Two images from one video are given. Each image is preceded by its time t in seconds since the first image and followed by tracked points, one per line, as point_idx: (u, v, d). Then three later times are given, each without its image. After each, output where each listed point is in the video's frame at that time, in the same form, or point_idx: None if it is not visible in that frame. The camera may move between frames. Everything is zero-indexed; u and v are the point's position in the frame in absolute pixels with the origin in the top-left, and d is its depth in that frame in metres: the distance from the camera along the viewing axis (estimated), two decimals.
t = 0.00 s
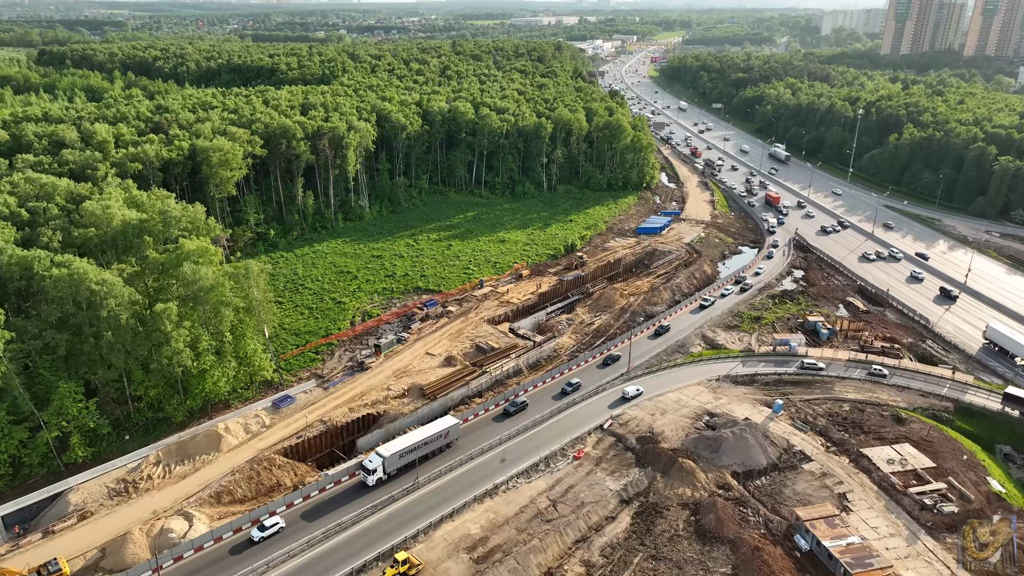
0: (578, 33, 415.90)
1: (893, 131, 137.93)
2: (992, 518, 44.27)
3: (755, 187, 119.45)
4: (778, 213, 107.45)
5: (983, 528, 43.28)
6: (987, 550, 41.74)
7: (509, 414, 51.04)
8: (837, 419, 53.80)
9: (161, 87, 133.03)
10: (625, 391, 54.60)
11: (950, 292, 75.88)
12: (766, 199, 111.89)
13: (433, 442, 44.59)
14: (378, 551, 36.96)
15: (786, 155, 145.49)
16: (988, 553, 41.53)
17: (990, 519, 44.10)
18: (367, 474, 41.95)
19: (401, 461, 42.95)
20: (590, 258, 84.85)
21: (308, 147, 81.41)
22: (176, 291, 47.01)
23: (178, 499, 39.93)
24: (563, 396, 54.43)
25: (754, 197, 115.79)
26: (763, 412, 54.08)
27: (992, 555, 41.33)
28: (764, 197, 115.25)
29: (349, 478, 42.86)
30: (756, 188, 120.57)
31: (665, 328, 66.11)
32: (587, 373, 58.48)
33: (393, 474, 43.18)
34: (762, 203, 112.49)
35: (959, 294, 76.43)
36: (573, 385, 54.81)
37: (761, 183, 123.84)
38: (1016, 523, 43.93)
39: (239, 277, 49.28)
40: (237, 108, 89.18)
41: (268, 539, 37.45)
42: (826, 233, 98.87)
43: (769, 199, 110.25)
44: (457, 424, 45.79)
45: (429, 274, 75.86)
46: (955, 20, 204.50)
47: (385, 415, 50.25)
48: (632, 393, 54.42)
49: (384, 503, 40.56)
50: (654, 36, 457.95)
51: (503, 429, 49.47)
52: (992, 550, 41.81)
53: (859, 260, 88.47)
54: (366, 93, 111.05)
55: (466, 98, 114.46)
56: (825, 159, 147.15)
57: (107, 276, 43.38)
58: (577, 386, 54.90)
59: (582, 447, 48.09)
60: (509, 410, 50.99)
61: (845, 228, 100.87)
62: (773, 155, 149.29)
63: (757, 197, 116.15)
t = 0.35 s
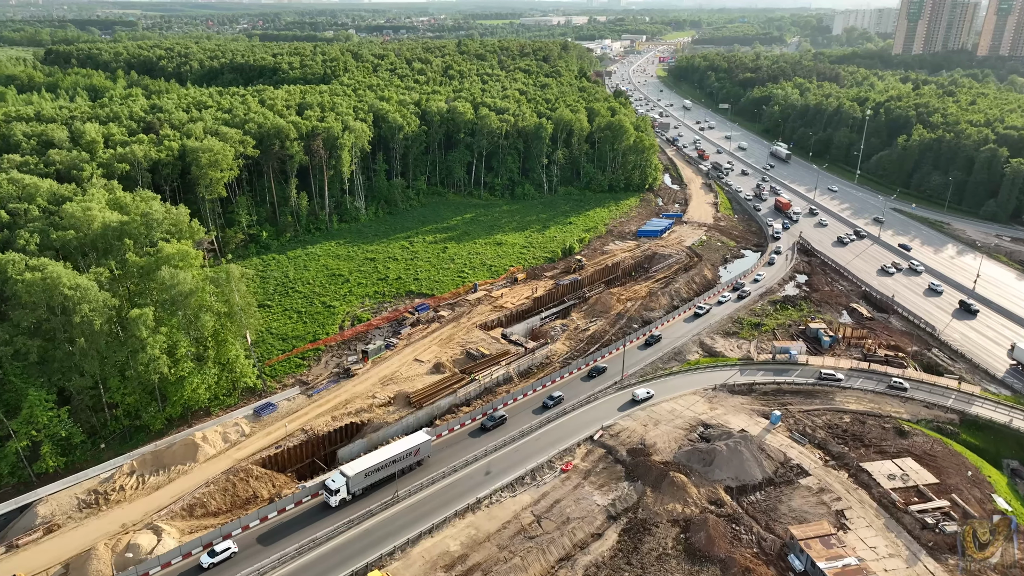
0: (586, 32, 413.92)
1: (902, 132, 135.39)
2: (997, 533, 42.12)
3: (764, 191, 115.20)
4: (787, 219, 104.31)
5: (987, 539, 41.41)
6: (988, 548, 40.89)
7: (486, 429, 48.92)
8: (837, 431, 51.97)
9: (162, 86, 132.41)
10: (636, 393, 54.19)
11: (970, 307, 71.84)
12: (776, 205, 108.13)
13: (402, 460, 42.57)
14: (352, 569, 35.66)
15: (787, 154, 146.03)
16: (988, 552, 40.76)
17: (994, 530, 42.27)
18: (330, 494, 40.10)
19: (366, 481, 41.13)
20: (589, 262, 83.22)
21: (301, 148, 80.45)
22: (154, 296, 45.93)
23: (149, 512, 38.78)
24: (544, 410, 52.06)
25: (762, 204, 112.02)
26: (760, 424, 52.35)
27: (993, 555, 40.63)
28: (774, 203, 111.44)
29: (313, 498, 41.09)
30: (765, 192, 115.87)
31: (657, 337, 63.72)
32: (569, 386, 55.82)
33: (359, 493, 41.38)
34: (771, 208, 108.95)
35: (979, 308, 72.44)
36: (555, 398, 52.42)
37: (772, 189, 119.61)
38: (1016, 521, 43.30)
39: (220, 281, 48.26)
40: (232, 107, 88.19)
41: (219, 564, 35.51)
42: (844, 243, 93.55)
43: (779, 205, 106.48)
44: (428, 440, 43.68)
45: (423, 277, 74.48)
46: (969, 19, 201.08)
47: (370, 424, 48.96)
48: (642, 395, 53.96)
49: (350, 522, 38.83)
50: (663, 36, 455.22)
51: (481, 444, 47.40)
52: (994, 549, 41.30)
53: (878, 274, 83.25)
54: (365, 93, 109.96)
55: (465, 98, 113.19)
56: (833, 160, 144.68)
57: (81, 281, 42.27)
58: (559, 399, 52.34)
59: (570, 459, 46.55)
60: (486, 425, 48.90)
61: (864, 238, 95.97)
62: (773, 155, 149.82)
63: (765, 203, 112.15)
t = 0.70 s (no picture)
0: (592, 32, 412.23)
1: (909, 133, 133.08)
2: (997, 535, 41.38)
3: (770, 196, 111.03)
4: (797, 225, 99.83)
5: (986, 541, 40.71)
6: (987, 550, 40.32)
7: (459, 445, 46.84)
8: (834, 444, 50.22)
9: (160, 86, 131.62)
10: (645, 396, 53.59)
11: (989, 321, 68.22)
12: (784, 212, 103.99)
13: (366, 481, 40.52)
14: None
15: (785, 153, 147.67)
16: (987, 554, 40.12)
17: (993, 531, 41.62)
18: (286, 517, 38.03)
19: (326, 503, 39.09)
20: (585, 265, 81.59)
21: (292, 148, 79.41)
22: (129, 302, 44.76)
23: (116, 527, 37.54)
24: (522, 424, 49.93)
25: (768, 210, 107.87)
26: (755, 435, 50.68)
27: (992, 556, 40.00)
28: (782, 210, 106.94)
29: (270, 519, 39.03)
30: (772, 198, 111.32)
31: (646, 347, 61.48)
32: (549, 400, 53.52)
33: (318, 515, 39.32)
34: (779, 215, 104.79)
35: (999, 323, 68.76)
36: (533, 413, 50.21)
37: (779, 194, 115.49)
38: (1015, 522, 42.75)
39: (197, 287, 47.05)
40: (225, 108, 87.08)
41: None
42: (859, 255, 88.53)
43: (787, 211, 102.36)
44: (394, 459, 41.69)
45: (414, 281, 73.07)
46: (979, 18, 198.08)
47: (350, 434, 47.63)
48: (652, 398, 53.37)
49: (323, 538, 37.49)
50: (670, 35, 452.74)
51: (453, 461, 45.38)
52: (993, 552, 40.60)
53: (897, 289, 78.14)
54: (361, 92, 108.80)
55: (463, 98, 111.87)
56: (838, 161, 142.39)
57: (51, 287, 41.10)
58: (536, 414, 50.25)
59: (556, 472, 45.04)
60: (459, 441, 46.81)
61: (880, 248, 91.08)
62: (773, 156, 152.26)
63: (773, 209, 107.81)
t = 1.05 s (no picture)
0: (599, 31, 410.45)
1: (915, 134, 130.80)
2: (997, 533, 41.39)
3: (778, 203, 107.52)
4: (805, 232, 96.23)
5: (987, 540, 40.77)
6: (988, 548, 40.35)
7: (428, 463, 44.87)
8: (830, 457, 48.48)
9: (157, 86, 130.77)
10: (655, 401, 52.90)
11: (1007, 337, 64.67)
12: (791, 218, 100.35)
13: (324, 502, 38.68)
14: None
15: (783, 150, 146.29)
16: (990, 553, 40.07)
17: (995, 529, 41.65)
18: (236, 541, 36.16)
19: (281, 525, 37.16)
20: (580, 269, 79.99)
21: (283, 149, 78.37)
22: (102, 308, 43.65)
23: (78, 542, 36.35)
24: (496, 440, 47.93)
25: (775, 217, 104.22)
26: (748, 447, 49.01)
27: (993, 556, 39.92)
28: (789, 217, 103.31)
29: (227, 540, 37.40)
30: (779, 204, 107.73)
31: (631, 358, 59.20)
32: (525, 415, 51.32)
33: (272, 538, 37.38)
34: (787, 222, 101.08)
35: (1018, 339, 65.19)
36: (508, 428, 48.18)
37: (787, 199, 112.06)
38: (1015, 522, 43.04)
39: (172, 292, 45.86)
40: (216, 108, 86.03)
41: None
42: (875, 267, 83.66)
43: (794, 217, 98.70)
44: (355, 479, 39.69)
45: (404, 285, 71.74)
46: (990, 18, 195.02)
47: (330, 444, 46.35)
48: (662, 402, 52.69)
49: (293, 555, 36.28)
50: (677, 35, 450.39)
51: (421, 479, 43.38)
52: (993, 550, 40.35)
53: (915, 304, 73.52)
54: (358, 92, 107.66)
55: (460, 98, 110.55)
56: (842, 163, 140.14)
57: (18, 292, 40.06)
58: (512, 429, 48.20)
59: (539, 485, 43.59)
60: (428, 458, 44.85)
61: (895, 260, 86.28)
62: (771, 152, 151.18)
63: (779, 215, 104.26)
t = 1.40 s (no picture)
0: (606, 31, 408.43)
1: (922, 135, 128.43)
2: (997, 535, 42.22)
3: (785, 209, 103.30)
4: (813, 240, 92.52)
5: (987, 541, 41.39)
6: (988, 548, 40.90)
7: (395, 481, 42.77)
8: (825, 470, 46.79)
9: (154, 85, 129.85)
10: (667, 406, 52.24)
11: None
12: (799, 225, 96.80)
13: (277, 525, 36.88)
14: None
15: (784, 149, 147.35)
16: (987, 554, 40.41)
17: (995, 531, 42.55)
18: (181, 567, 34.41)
19: (230, 550, 35.47)
20: (574, 272, 78.39)
21: (273, 150, 77.27)
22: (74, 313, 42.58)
23: (38, 558, 35.23)
24: (467, 456, 45.77)
25: (782, 224, 100.00)
26: (741, 460, 47.37)
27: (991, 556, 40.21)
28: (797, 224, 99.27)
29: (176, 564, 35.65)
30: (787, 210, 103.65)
31: (615, 369, 56.84)
32: (500, 430, 49.00)
33: (220, 563, 35.65)
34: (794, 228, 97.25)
35: None
36: (480, 444, 46.00)
37: (794, 206, 108.38)
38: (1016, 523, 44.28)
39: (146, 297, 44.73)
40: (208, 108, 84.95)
41: None
42: (892, 281, 78.74)
43: (802, 224, 95.20)
44: (312, 499, 37.98)
45: (394, 288, 70.41)
46: (1001, 17, 191.81)
47: (307, 454, 45.10)
48: (675, 408, 52.00)
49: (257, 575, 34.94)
50: (685, 35, 447.56)
51: (386, 499, 41.38)
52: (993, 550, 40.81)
53: (934, 321, 69.29)
54: (354, 92, 106.52)
55: (458, 98, 109.21)
56: (847, 165, 137.83)
57: None
58: (484, 444, 46.03)
59: (522, 499, 42.13)
60: (394, 476, 42.78)
61: (912, 273, 81.51)
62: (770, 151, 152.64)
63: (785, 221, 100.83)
